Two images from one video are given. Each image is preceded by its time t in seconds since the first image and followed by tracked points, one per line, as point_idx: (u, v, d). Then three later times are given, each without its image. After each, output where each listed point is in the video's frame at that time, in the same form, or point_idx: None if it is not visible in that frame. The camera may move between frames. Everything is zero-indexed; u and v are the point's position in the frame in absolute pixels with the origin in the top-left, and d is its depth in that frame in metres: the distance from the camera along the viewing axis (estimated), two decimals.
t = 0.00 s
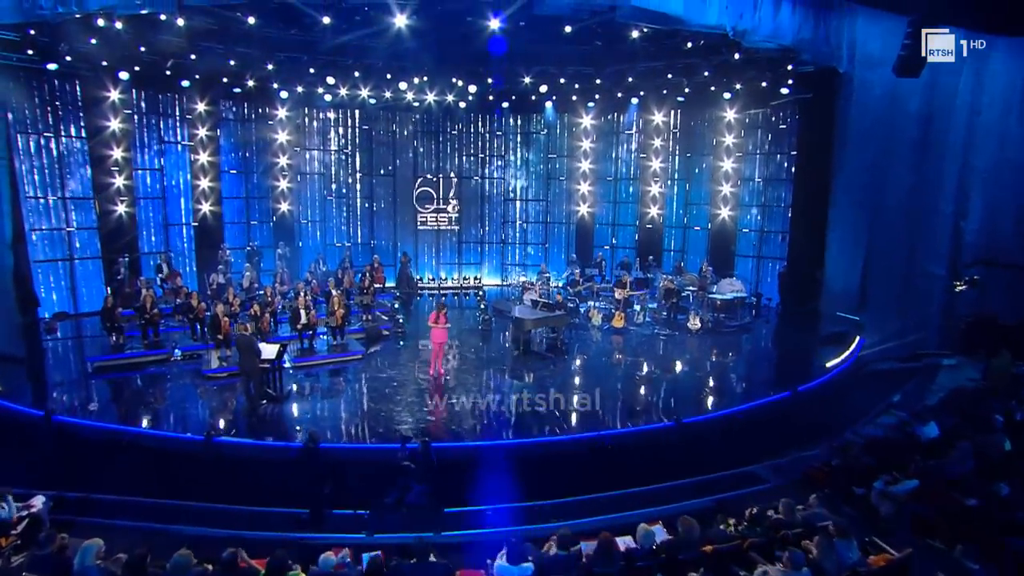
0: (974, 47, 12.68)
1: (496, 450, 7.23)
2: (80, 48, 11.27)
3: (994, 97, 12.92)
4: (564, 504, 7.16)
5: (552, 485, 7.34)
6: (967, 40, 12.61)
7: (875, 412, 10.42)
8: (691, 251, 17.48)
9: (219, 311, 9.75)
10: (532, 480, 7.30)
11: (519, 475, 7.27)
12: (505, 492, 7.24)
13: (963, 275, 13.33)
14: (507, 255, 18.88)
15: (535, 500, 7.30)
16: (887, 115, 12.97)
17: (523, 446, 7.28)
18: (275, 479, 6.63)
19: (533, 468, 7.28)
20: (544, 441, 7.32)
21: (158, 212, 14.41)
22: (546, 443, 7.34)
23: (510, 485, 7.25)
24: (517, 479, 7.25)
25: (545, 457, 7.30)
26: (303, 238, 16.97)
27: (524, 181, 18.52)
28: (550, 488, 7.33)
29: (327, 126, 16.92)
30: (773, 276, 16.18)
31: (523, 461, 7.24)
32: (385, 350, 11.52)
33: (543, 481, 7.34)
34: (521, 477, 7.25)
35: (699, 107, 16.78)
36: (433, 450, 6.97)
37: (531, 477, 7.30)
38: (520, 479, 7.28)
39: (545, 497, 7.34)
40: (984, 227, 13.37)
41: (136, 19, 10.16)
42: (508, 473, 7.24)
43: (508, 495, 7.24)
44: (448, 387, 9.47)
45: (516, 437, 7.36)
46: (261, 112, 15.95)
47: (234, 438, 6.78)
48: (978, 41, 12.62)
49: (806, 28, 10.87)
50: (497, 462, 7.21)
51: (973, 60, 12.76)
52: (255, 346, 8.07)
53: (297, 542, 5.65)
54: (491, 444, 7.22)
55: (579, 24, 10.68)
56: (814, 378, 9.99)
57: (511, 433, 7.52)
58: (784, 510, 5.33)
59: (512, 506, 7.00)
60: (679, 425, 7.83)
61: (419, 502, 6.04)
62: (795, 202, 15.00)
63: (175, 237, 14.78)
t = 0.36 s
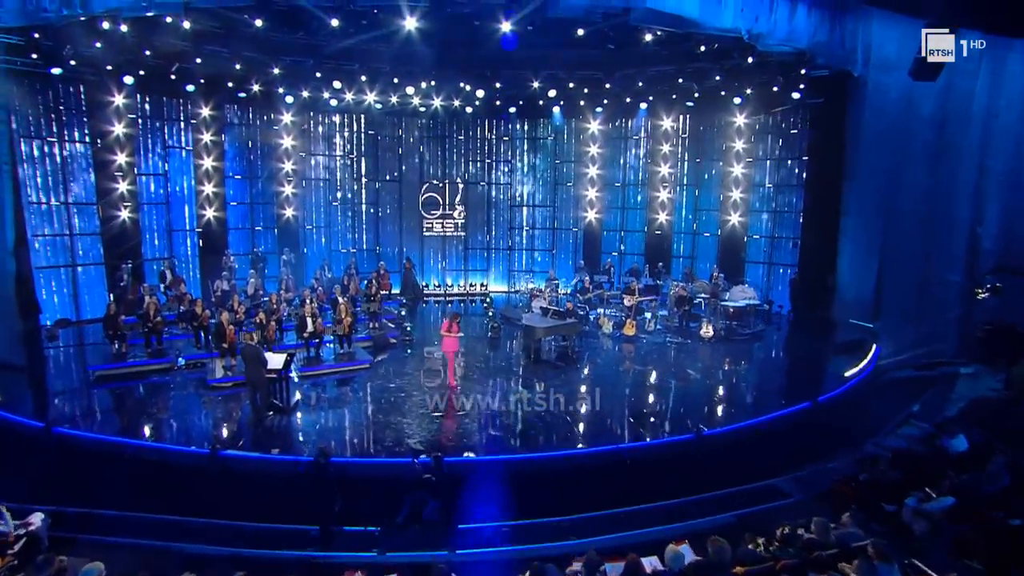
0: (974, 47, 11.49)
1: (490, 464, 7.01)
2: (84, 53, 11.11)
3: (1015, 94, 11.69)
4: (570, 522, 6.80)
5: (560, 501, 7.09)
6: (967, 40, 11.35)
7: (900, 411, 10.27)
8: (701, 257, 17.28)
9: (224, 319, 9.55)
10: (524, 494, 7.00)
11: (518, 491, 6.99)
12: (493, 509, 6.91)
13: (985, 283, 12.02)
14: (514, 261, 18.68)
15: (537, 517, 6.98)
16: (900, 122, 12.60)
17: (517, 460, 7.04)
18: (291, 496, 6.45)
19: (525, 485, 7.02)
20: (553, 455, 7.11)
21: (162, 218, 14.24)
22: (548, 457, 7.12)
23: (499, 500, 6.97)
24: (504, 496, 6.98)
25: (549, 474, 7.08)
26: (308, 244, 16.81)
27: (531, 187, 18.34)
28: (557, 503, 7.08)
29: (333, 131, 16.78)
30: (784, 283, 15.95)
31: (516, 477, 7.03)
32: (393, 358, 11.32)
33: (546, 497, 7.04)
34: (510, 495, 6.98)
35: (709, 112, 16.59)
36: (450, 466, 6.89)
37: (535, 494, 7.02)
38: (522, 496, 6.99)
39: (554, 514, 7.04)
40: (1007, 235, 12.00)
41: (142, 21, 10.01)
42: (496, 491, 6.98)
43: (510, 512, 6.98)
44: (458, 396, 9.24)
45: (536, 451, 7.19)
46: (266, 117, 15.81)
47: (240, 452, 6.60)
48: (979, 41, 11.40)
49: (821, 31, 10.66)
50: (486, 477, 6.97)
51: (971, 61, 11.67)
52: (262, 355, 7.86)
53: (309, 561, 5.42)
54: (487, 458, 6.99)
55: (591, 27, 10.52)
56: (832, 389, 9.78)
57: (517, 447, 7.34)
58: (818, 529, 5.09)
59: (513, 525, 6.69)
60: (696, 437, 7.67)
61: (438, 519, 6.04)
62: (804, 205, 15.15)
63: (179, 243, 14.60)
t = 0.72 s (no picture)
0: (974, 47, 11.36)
1: (478, 481, 6.76)
2: (86, 54, 10.93)
3: None
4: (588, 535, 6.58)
5: (576, 515, 6.85)
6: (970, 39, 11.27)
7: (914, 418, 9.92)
8: (709, 263, 17.05)
9: (226, 326, 9.33)
10: (513, 512, 6.74)
11: (520, 508, 6.75)
12: (480, 526, 6.64)
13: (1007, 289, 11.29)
14: (519, 267, 18.47)
15: (549, 532, 6.75)
16: (912, 126, 12.44)
17: (510, 476, 6.82)
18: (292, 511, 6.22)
19: (517, 501, 6.78)
20: (559, 468, 6.88)
21: (163, 223, 14.02)
22: (548, 472, 6.87)
23: (487, 518, 6.70)
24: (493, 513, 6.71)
25: (554, 489, 6.85)
26: (310, 250, 16.64)
27: (536, 193, 18.15)
28: (573, 518, 6.84)
29: (336, 135, 16.60)
30: (793, 289, 15.74)
31: (510, 492, 6.78)
32: (398, 365, 11.12)
33: (556, 512, 6.83)
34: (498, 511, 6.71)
35: (716, 116, 16.43)
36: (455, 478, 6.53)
37: (545, 510, 6.80)
38: (526, 513, 6.75)
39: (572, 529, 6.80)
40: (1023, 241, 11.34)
41: (147, 21, 9.83)
42: (484, 507, 6.72)
43: (517, 528, 6.69)
44: (467, 405, 9.02)
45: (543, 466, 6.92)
46: (268, 122, 15.63)
47: (244, 466, 6.41)
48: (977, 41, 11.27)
49: (834, 34, 10.47)
50: (477, 493, 6.72)
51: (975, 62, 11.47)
52: (267, 364, 7.64)
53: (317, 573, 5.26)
54: (477, 473, 6.77)
55: (602, 29, 10.34)
56: (848, 399, 9.56)
57: (516, 462, 7.08)
58: (852, 548, 4.85)
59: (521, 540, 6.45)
60: (718, 452, 7.45)
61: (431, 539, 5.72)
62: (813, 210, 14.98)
63: (180, 249, 14.37)
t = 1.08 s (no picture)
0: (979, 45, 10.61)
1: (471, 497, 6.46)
2: (85, 57, 10.71)
3: None
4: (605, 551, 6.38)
5: (593, 530, 6.63)
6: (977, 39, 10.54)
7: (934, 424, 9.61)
8: (715, 269, 16.88)
9: (228, 333, 9.11)
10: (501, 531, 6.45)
11: (529, 524, 6.51)
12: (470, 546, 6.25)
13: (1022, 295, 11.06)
14: (522, 273, 18.27)
15: (561, 548, 6.52)
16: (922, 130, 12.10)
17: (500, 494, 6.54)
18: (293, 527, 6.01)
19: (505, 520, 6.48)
20: (567, 483, 6.66)
21: (162, 228, 13.78)
22: (553, 487, 6.64)
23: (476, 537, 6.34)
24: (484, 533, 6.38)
25: (560, 507, 6.59)
26: (311, 255, 16.40)
27: (540, 198, 17.99)
28: (589, 533, 6.63)
29: (337, 139, 16.39)
30: (801, 295, 15.57)
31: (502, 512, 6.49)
32: (403, 373, 10.90)
33: (568, 528, 6.58)
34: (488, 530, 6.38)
35: (721, 121, 16.30)
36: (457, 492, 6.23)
37: (558, 526, 6.57)
38: (534, 530, 6.50)
39: (589, 544, 6.59)
40: None
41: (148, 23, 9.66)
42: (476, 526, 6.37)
43: (523, 547, 6.44)
44: (476, 414, 8.80)
45: (551, 479, 6.72)
46: (268, 125, 15.40)
47: (247, 479, 6.22)
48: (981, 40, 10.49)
49: (846, 37, 10.27)
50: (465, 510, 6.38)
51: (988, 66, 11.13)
52: (271, 374, 7.41)
53: None
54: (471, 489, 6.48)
55: (611, 31, 10.17)
56: (865, 408, 9.33)
57: (517, 476, 6.82)
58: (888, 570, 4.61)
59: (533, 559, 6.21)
60: (736, 461, 7.25)
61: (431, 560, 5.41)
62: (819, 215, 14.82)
63: (180, 255, 14.14)
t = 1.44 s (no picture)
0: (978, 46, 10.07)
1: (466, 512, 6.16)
2: (81, 58, 10.51)
3: None
4: (618, 566, 6.19)
5: (605, 545, 6.45)
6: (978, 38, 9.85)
7: (947, 431, 9.45)
8: (719, 274, 16.72)
9: (228, 340, 8.88)
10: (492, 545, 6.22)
11: (537, 539, 6.29)
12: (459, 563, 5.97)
13: None
14: (524, 278, 18.07)
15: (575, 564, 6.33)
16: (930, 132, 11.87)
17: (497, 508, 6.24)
18: (298, 543, 5.83)
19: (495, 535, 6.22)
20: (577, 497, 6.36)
21: (158, 233, 13.52)
22: (559, 503, 6.32)
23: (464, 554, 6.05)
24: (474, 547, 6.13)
25: (569, 523, 6.33)
26: (311, 261, 16.19)
27: (542, 203, 17.82)
28: (602, 548, 6.44)
29: (337, 143, 16.20)
30: (806, 300, 15.43)
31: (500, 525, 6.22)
32: (405, 381, 10.66)
33: (580, 542, 6.38)
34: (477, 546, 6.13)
35: (725, 125, 16.21)
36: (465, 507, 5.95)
37: (569, 539, 6.36)
38: (526, 545, 6.27)
39: (602, 561, 6.41)
40: None
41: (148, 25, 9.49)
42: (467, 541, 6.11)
43: (526, 558, 6.29)
44: (481, 423, 8.55)
45: (557, 493, 6.40)
46: (268, 129, 15.20)
47: (249, 494, 5.96)
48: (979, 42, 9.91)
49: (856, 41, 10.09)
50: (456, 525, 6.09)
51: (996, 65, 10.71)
52: (274, 384, 7.19)
53: None
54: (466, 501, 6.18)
55: (619, 34, 10.01)
56: (880, 416, 9.13)
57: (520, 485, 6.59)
58: None
59: (541, 574, 5.95)
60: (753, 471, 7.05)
61: None
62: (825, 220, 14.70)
63: (178, 260, 13.91)
